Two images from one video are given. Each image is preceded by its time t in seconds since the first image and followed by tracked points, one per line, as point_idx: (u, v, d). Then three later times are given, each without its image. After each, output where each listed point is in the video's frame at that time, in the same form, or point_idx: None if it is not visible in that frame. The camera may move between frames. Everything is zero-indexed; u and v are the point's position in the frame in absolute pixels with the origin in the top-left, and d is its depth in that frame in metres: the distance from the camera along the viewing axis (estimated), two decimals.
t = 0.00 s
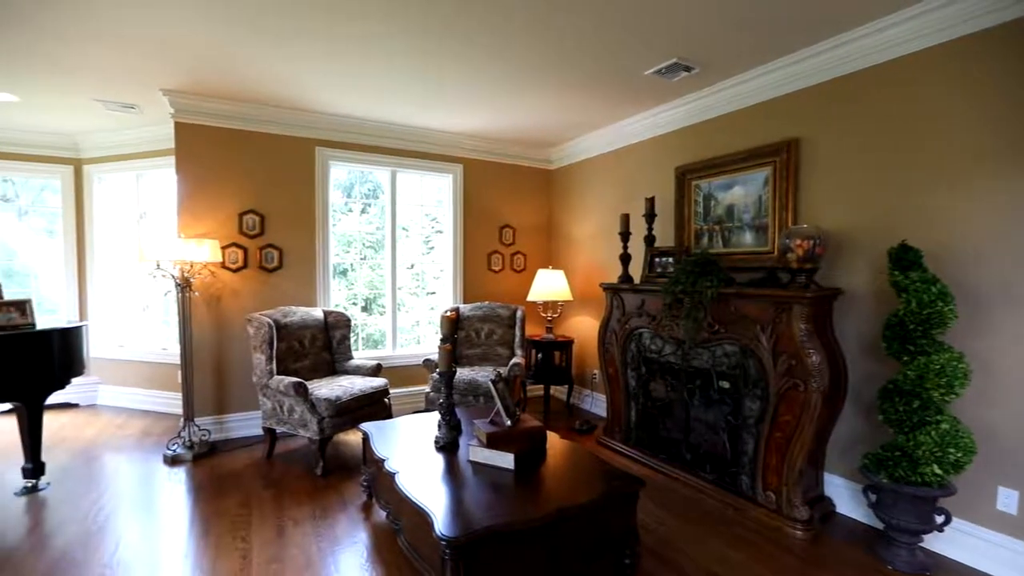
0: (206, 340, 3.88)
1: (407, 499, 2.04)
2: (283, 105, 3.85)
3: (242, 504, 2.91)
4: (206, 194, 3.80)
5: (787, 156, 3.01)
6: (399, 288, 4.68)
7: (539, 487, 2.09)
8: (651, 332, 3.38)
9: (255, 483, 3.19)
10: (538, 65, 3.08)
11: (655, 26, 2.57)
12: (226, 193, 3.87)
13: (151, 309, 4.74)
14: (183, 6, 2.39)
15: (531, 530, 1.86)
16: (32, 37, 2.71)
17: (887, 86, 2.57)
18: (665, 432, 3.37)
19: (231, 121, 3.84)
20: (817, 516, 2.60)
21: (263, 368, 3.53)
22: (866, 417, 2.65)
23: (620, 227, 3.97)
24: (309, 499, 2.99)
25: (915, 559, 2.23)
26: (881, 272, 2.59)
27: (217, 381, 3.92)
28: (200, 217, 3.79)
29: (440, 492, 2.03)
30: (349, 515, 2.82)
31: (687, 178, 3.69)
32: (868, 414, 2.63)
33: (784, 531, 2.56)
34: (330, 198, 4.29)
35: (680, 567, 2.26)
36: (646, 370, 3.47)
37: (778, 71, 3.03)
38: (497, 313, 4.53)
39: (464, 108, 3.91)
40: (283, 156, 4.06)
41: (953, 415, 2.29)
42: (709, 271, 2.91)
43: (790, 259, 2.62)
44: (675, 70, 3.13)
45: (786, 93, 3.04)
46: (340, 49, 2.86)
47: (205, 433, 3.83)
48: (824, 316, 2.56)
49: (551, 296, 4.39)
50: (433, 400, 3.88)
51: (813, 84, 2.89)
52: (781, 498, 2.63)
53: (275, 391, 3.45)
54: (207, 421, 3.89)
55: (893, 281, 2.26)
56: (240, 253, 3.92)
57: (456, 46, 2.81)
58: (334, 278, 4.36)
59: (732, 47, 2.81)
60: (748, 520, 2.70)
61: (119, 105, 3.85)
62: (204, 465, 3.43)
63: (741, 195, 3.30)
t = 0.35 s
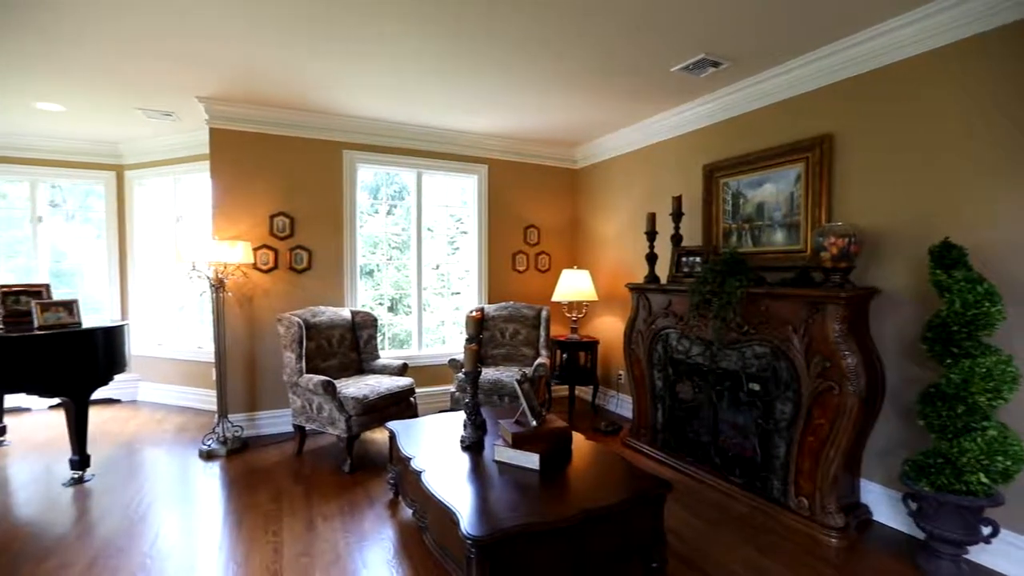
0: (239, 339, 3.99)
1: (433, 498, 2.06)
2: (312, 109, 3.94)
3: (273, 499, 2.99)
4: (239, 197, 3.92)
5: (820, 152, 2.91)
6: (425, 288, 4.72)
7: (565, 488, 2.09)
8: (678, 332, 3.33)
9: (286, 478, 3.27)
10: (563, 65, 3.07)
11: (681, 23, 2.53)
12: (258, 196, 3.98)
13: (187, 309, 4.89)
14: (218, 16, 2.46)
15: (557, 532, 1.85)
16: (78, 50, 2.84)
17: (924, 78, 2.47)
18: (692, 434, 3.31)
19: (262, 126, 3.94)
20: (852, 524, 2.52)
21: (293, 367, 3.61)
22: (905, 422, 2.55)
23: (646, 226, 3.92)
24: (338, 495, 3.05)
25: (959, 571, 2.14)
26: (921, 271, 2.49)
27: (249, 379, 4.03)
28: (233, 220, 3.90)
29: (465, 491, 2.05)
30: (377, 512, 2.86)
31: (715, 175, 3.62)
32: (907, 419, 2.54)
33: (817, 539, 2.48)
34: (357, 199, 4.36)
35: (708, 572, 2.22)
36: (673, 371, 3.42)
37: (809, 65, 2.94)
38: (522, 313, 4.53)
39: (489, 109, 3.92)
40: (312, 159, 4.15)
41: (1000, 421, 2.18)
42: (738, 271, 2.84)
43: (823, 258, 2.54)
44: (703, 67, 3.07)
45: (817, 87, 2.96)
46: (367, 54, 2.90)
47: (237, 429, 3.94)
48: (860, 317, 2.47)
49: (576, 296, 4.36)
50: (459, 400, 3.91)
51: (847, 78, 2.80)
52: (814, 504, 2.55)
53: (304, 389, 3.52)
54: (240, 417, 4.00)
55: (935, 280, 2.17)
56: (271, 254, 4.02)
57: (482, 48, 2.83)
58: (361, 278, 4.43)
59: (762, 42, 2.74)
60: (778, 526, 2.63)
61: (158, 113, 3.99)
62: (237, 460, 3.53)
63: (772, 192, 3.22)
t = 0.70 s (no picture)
0: (272, 337, 4.09)
1: (461, 496, 2.07)
2: (342, 112, 4.01)
3: (306, 493, 3.06)
4: (272, 200, 4.02)
5: (859, 146, 2.81)
6: (452, 288, 4.76)
7: (593, 488, 2.07)
8: (708, 332, 3.26)
9: (318, 474, 3.35)
10: (591, 64, 3.05)
11: (712, 17, 2.48)
12: (290, 198, 4.08)
13: (223, 308, 5.05)
14: (254, 24, 2.53)
15: (586, 533, 1.84)
16: (123, 60, 2.96)
17: (957, 71, 2.41)
18: (723, 437, 3.24)
19: (295, 130, 4.04)
20: (894, 533, 2.42)
21: (323, 365, 3.69)
22: (950, 427, 2.44)
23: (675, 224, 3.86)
24: (367, 492, 3.10)
25: None
26: (967, 270, 2.38)
27: (282, 377, 4.14)
28: (266, 221, 4.01)
29: (493, 490, 2.05)
30: (405, 508, 2.89)
31: (748, 172, 3.53)
32: (953, 423, 2.43)
33: (856, 547, 2.40)
34: (385, 201, 4.43)
35: None
36: (703, 372, 3.36)
37: (845, 56, 2.84)
38: (549, 313, 4.52)
39: (516, 109, 3.92)
40: (342, 161, 4.23)
41: None
42: (771, 270, 2.76)
43: (863, 257, 2.45)
44: (734, 61, 3.00)
45: (847, 82, 2.89)
46: (397, 57, 2.94)
47: (271, 425, 4.05)
48: (902, 317, 2.37)
49: (603, 296, 4.32)
50: (486, 399, 3.92)
51: (880, 71, 2.72)
52: (853, 511, 2.47)
53: (335, 387, 3.59)
54: (273, 414, 4.12)
55: (984, 279, 2.06)
56: (302, 255, 4.12)
57: (510, 48, 2.83)
58: (390, 278, 4.50)
59: (797, 34, 2.66)
60: (814, 532, 2.55)
61: (196, 119, 4.14)
62: (271, 455, 3.63)
63: (807, 188, 3.12)
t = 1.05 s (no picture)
0: (308, 335, 4.21)
1: (492, 494, 2.08)
2: (375, 115, 4.08)
3: (340, 488, 3.13)
4: (308, 201, 4.14)
5: (907, 138, 2.68)
6: (482, 287, 4.78)
7: (625, 490, 2.05)
8: (744, 333, 3.18)
9: (352, 470, 3.42)
10: (622, 60, 3.01)
11: (748, 8, 2.42)
12: (325, 200, 4.18)
13: (262, 307, 5.22)
14: (291, 31, 2.61)
15: (618, 535, 1.82)
16: (170, 69, 3.10)
17: (1003, 60, 2.31)
18: (761, 440, 3.14)
19: (329, 133, 4.13)
20: (945, 545, 2.30)
21: (357, 363, 3.77)
22: (1007, 434, 2.31)
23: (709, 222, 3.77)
24: (400, 488, 3.15)
25: None
26: None
27: (318, 374, 4.24)
28: (302, 223, 4.13)
29: (524, 489, 2.05)
30: (437, 506, 2.92)
31: (786, 167, 3.42)
32: (1010, 430, 2.30)
33: (904, 559, 2.29)
34: (417, 201, 4.49)
35: None
36: (739, 373, 3.27)
37: (892, 44, 2.71)
38: (579, 312, 4.49)
39: (546, 107, 3.91)
40: (375, 163, 4.31)
41: None
42: (811, 269, 2.67)
43: (911, 254, 2.34)
44: (772, 53, 2.91)
45: (875, 78, 2.86)
46: (428, 58, 2.97)
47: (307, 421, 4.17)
48: (956, 318, 2.24)
49: (635, 295, 4.26)
50: (516, 398, 3.93)
51: (913, 66, 2.67)
52: (901, 521, 2.36)
53: (369, 385, 3.66)
54: (309, 410, 4.23)
55: None
56: (337, 255, 4.22)
57: (541, 46, 2.82)
58: (421, 278, 4.56)
59: (839, 23, 2.56)
60: (858, 542, 2.45)
61: (237, 125, 4.29)
62: (308, 450, 3.73)
63: (850, 183, 3.00)
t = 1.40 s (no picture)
0: (342, 334, 4.30)
1: (523, 493, 2.08)
2: (407, 117, 4.14)
3: (374, 484, 3.19)
4: (343, 203, 4.23)
5: (960, 129, 2.54)
6: (512, 287, 4.79)
7: (659, 493, 2.01)
8: (783, 334, 3.07)
9: (385, 466, 3.48)
10: (655, 56, 2.96)
11: None
12: (360, 201, 4.27)
13: (298, 306, 5.37)
14: (326, 36, 2.66)
15: (651, 539, 1.79)
16: (212, 77, 3.22)
17: None
18: (799, 445, 3.07)
19: (363, 136, 4.22)
20: (1004, 561, 2.16)
21: (390, 361, 3.83)
22: None
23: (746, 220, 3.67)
24: (431, 485, 3.19)
25: None
26: None
27: (352, 372, 4.33)
28: (337, 224, 4.22)
29: (555, 489, 2.05)
30: (468, 504, 2.94)
31: (828, 162, 3.29)
32: None
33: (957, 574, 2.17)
34: (448, 202, 4.53)
35: None
36: (777, 376, 3.17)
37: (948, 29, 2.56)
38: (611, 312, 4.44)
39: (577, 106, 3.88)
40: (407, 164, 4.37)
41: None
42: (855, 268, 2.56)
43: (966, 252, 2.21)
44: (813, 44, 2.81)
45: (926, 67, 2.72)
46: (461, 60, 3.00)
47: (342, 417, 4.26)
48: (1016, 319, 2.10)
49: (668, 295, 4.19)
50: (547, 398, 3.91)
51: (967, 53, 2.53)
52: (953, 534, 2.23)
53: (401, 383, 3.72)
54: (344, 407, 4.33)
55: None
56: (370, 255, 4.30)
57: (573, 44, 2.80)
58: (452, 278, 4.60)
59: (886, 11, 2.45)
60: (906, 554, 2.34)
61: (275, 129, 4.43)
62: (342, 447, 3.81)
63: (898, 178, 2.86)
